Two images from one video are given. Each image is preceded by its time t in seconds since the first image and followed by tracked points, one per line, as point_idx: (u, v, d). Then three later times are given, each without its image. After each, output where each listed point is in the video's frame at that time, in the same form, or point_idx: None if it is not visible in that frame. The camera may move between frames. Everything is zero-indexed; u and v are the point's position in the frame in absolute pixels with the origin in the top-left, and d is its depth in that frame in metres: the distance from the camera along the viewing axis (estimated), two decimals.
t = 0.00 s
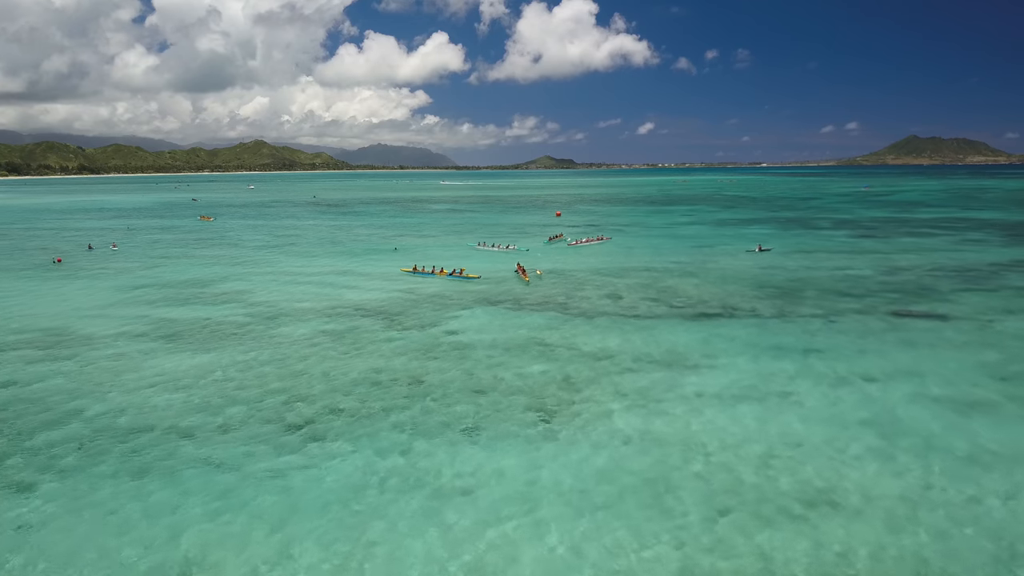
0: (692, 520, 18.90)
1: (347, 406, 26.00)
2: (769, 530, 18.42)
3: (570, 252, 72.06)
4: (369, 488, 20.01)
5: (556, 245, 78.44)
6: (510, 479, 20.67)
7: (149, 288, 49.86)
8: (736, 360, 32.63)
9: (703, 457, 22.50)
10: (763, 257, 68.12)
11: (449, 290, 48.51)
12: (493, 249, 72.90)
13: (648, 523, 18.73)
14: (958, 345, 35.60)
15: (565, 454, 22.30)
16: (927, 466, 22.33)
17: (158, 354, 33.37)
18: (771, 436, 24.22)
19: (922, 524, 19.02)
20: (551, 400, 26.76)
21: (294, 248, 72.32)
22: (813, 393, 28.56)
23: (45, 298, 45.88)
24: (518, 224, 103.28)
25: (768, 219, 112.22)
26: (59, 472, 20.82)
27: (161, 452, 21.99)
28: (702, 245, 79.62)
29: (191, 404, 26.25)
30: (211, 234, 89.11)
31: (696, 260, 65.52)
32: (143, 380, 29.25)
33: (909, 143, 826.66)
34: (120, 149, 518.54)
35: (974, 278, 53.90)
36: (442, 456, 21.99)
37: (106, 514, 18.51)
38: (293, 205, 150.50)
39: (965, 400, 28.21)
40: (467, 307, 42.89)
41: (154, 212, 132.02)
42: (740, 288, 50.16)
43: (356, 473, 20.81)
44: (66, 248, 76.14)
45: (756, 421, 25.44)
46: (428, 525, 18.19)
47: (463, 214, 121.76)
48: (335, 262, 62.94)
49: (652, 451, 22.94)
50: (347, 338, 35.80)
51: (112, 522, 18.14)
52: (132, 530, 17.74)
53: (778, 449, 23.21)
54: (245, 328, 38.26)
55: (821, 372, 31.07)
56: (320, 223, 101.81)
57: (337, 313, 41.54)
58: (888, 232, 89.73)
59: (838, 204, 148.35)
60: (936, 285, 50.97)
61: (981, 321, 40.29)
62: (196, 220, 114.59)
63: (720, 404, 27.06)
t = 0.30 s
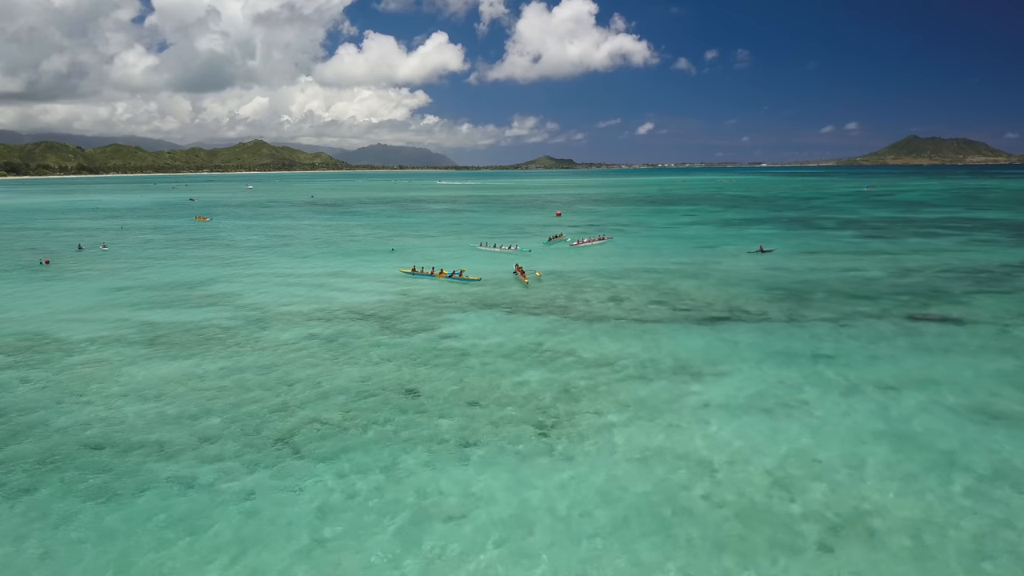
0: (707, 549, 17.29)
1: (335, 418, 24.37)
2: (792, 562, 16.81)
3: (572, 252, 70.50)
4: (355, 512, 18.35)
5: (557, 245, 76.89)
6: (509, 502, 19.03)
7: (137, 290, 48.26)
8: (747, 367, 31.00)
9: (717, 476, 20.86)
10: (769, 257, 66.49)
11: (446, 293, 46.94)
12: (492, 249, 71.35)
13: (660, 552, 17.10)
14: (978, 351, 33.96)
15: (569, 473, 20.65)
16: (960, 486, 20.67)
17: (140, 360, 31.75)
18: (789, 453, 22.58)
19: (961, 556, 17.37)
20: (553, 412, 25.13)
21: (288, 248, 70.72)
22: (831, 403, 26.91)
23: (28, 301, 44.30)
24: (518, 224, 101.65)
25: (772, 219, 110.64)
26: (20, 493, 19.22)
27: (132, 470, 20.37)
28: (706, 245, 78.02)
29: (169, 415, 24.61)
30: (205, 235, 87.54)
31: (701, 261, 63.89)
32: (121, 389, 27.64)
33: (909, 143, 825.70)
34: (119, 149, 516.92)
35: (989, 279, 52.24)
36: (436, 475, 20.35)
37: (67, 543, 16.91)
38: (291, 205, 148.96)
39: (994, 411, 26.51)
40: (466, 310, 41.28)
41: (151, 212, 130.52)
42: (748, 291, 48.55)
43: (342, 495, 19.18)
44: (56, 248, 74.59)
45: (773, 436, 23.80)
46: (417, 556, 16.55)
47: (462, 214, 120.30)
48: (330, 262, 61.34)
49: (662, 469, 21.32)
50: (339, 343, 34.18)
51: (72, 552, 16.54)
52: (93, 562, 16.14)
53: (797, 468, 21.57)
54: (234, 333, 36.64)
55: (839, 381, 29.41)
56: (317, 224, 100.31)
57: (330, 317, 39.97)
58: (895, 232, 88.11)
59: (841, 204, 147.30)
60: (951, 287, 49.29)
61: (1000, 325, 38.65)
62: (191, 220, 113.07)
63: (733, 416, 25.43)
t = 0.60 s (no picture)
0: None
1: (323, 432, 22.75)
2: None
3: (572, 252, 68.91)
4: (338, 539, 16.78)
5: (557, 245, 75.29)
6: (512, 528, 17.42)
7: (123, 292, 46.49)
8: (761, 375, 29.37)
9: (737, 497, 19.23)
10: (776, 258, 64.78)
11: (443, 294, 45.37)
12: (491, 250, 69.70)
13: None
14: (1000, 356, 32.36)
15: (576, 494, 19.03)
16: (1001, 507, 19.04)
17: (119, 366, 30.16)
18: (813, 470, 20.97)
19: None
20: (557, 424, 23.51)
21: (282, 248, 69.06)
22: (853, 414, 25.29)
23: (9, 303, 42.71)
24: (518, 224, 100.09)
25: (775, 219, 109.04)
26: None
27: (101, 492, 18.73)
28: (708, 245, 76.45)
29: (146, 428, 22.95)
30: (198, 234, 85.84)
31: (706, 261, 62.23)
32: (96, 398, 26.08)
33: (909, 143, 824.04)
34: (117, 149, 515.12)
35: (1003, 280, 50.65)
36: (430, 496, 18.74)
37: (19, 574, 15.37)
38: (288, 205, 147.07)
39: None
40: (463, 312, 39.60)
41: (144, 212, 128.55)
42: (756, 292, 46.88)
43: (329, 520, 17.55)
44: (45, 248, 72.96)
45: (793, 452, 22.19)
46: None
47: (460, 213, 118.61)
48: (324, 263, 59.73)
49: (674, 489, 19.73)
50: (330, 348, 32.60)
51: None
52: None
53: (822, 488, 19.95)
54: (220, 337, 35.06)
55: (859, 389, 27.79)
56: (313, 223, 98.69)
57: (322, 319, 38.39)
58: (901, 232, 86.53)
59: (844, 203, 145.74)
60: (966, 289, 47.61)
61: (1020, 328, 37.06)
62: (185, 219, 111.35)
63: (749, 429, 23.81)
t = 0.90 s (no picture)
0: None
1: (309, 448, 21.07)
2: None
3: (574, 253, 67.18)
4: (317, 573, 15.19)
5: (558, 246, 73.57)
6: (514, 560, 15.78)
7: (108, 293, 44.76)
8: (776, 383, 27.71)
9: (758, 521, 17.58)
10: (783, 258, 63.05)
11: (440, 296, 43.70)
12: (490, 250, 67.96)
13: None
14: None
15: (582, 520, 17.37)
16: None
17: (96, 373, 28.56)
18: (840, 491, 19.25)
19: None
20: (560, 438, 21.87)
21: (276, 249, 67.34)
22: (877, 427, 23.58)
23: None
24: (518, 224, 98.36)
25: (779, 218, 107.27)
26: None
27: (64, 519, 17.11)
28: (712, 245, 74.74)
29: (118, 444, 21.31)
30: (192, 234, 84.12)
31: (711, 262, 60.50)
32: (68, 408, 24.49)
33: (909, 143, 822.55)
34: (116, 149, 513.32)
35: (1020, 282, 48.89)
36: (423, 522, 17.12)
37: None
38: (285, 205, 145.40)
39: None
40: (461, 316, 37.87)
41: (139, 212, 126.66)
42: (765, 294, 45.17)
43: (311, 552, 15.91)
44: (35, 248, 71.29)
45: (817, 470, 20.49)
46: None
47: (460, 213, 116.88)
48: (318, 263, 58.08)
49: (686, 511, 18.11)
50: (320, 353, 30.95)
51: None
52: None
53: (851, 511, 18.24)
54: (205, 341, 33.42)
55: (881, 400, 26.09)
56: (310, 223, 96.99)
57: (313, 323, 36.73)
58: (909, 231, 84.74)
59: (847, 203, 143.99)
60: (982, 290, 45.91)
61: None
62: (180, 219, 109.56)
63: (766, 444, 22.17)
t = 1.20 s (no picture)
0: None
1: (289, 467, 19.47)
2: None
3: (574, 254, 65.55)
4: None
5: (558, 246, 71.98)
6: None
7: (92, 296, 43.11)
8: (790, 394, 26.11)
9: (778, 554, 16.01)
10: (789, 259, 61.46)
11: (436, 299, 42.11)
12: (488, 250, 66.35)
13: None
14: None
15: (586, 553, 15.76)
16: None
17: (69, 382, 26.93)
18: (866, 518, 17.65)
19: None
20: (561, 457, 20.26)
21: (269, 249, 65.67)
22: (901, 444, 21.97)
23: None
24: (517, 224, 96.73)
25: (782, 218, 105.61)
26: None
27: (16, 552, 15.55)
28: (716, 245, 73.14)
29: (83, 464, 19.67)
30: (185, 234, 82.42)
31: (716, 264, 58.85)
32: (35, 420, 22.91)
33: (909, 143, 821.35)
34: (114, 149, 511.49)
35: None
36: (409, 555, 15.52)
37: None
38: (283, 204, 143.71)
39: None
40: (457, 321, 36.23)
41: (135, 211, 124.89)
42: (773, 298, 43.53)
43: None
44: (23, 249, 69.63)
45: (841, 493, 18.88)
46: None
47: (458, 213, 115.20)
48: (312, 264, 56.41)
49: (698, 541, 16.52)
50: (308, 361, 29.31)
51: None
52: None
53: (881, 541, 16.64)
54: (188, 346, 31.80)
55: (904, 414, 24.48)
56: (306, 223, 95.41)
57: (303, 327, 35.10)
58: (916, 231, 83.08)
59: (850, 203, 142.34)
60: (999, 293, 44.26)
61: None
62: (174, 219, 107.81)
63: (783, 463, 20.57)
